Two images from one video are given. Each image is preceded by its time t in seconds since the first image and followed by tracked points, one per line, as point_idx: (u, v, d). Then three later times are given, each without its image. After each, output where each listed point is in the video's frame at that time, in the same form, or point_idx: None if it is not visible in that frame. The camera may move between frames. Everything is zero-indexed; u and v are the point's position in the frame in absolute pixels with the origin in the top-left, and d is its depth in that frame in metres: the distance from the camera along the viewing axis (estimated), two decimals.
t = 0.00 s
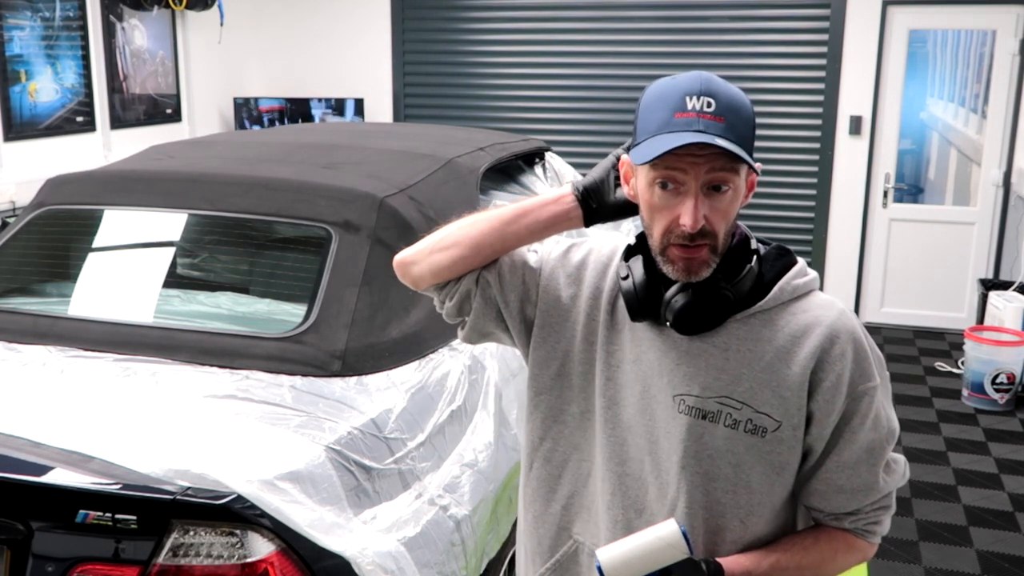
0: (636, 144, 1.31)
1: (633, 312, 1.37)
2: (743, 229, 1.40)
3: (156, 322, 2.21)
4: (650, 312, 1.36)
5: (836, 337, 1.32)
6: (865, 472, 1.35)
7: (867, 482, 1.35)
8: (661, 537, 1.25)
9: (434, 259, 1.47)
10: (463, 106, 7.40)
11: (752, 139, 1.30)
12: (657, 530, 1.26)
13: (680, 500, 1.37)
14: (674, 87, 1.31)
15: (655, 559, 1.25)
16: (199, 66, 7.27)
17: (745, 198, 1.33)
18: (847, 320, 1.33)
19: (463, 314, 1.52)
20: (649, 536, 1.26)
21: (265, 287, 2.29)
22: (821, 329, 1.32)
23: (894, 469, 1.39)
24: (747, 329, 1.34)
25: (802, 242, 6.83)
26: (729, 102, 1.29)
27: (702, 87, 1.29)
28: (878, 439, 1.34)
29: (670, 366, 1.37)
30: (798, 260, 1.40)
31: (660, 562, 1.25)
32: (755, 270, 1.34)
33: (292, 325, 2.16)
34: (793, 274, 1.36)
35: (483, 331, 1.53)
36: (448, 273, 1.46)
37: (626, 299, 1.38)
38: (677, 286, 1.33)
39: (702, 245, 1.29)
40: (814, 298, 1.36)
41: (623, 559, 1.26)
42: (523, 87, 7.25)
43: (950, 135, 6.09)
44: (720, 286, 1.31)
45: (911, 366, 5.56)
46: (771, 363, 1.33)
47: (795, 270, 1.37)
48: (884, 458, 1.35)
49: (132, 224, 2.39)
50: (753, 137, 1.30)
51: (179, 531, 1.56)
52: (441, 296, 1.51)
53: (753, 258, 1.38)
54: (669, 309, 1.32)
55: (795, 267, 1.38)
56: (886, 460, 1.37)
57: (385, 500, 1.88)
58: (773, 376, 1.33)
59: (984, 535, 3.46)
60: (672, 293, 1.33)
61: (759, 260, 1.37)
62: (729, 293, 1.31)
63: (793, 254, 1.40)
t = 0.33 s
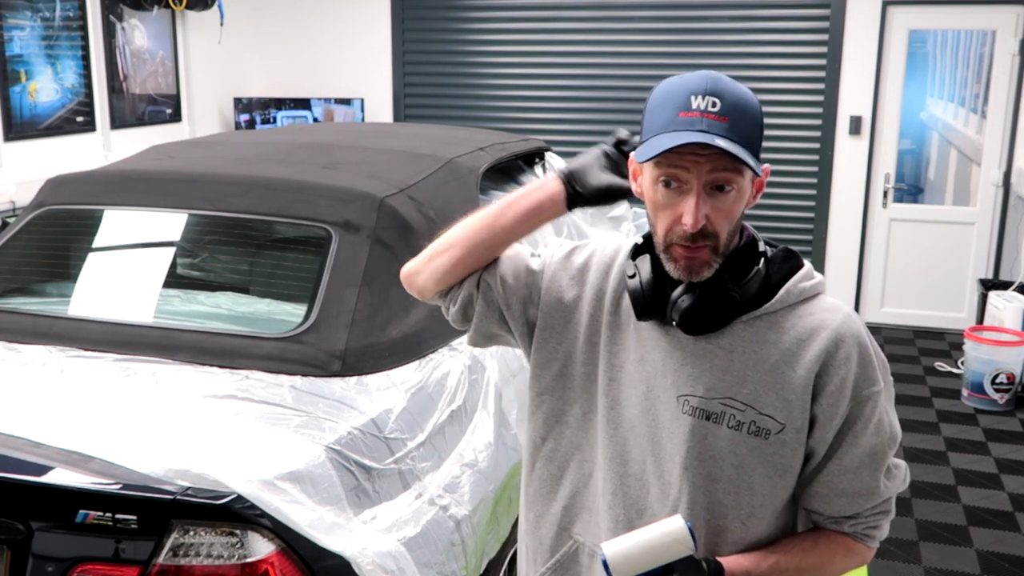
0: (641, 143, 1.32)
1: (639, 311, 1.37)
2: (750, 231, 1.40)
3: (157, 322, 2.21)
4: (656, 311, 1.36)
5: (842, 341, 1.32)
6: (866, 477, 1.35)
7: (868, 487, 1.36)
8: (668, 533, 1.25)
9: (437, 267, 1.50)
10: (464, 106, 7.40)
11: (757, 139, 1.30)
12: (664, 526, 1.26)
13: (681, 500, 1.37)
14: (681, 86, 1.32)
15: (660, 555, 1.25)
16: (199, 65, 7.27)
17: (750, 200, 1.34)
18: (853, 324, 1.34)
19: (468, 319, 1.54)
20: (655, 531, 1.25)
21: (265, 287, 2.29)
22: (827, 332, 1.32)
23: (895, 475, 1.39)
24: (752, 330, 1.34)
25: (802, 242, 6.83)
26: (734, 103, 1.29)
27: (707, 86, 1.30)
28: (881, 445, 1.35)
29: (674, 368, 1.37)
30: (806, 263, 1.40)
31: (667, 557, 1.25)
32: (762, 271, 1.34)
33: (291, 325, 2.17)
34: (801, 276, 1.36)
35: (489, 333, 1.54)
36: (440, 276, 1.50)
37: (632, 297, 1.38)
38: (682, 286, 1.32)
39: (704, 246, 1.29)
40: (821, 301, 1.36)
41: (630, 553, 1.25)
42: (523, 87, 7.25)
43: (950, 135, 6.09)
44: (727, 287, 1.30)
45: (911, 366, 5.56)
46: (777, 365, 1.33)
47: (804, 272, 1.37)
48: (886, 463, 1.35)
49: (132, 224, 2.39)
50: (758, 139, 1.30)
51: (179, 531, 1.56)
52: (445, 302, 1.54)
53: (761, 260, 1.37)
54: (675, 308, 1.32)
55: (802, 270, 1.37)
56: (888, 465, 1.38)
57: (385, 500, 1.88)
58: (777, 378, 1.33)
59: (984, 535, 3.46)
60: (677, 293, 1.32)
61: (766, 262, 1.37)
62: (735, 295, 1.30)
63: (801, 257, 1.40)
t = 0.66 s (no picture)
0: (670, 132, 1.34)
1: (649, 311, 1.37)
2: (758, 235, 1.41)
3: (157, 322, 2.21)
4: (666, 311, 1.36)
5: (850, 345, 1.33)
6: (871, 478, 1.37)
7: (872, 488, 1.38)
8: (684, 536, 1.25)
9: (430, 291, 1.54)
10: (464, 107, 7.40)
11: (784, 139, 1.33)
12: (678, 529, 1.26)
13: (688, 503, 1.36)
14: (715, 80, 1.34)
15: (676, 559, 1.25)
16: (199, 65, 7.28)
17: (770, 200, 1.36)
18: (861, 328, 1.35)
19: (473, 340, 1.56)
20: (670, 535, 1.26)
21: (265, 286, 2.29)
22: (835, 335, 1.34)
23: (897, 476, 1.42)
24: (761, 334, 1.35)
25: (802, 242, 6.83)
26: (765, 102, 1.32)
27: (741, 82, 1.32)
28: (885, 447, 1.37)
29: (681, 371, 1.37)
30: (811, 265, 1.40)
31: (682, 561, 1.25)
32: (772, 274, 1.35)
33: (292, 325, 2.17)
34: (807, 279, 1.37)
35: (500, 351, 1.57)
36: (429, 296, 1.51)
37: (642, 298, 1.38)
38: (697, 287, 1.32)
39: (722, 240, 1.31)
40: (827, 304, 1.37)
41: (645, 557, 1.25)
42: (523, 87, 7.25)
43: (950, 135, 6.10)
44: (739, 289, 1.32)
45: (911, 366, 5.56)
46: (786, 367, 1.34)
47: (810, 275, 1.38)
48: (891, 465, 1.37)
49: (132, 224, 2.39)
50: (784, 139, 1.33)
51: (179, 531, 1.56)
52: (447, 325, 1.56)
53: (771, 263, 1.38)
54: (687, 310, 1.32)
55: (808, 272, 1.38)
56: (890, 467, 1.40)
57: (385, 500, 1.88)
58: (786, 380, 1.34)
59: (984, 535, 3.46)
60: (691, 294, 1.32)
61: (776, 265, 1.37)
62: (747, 296, 1.32)
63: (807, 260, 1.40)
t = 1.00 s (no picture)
0: (663, 125, 1.34)
1: (645, 312, 1.36)
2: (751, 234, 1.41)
3: (157, 322, 2.22)
4: (663, 312, 1.36)
5: (847, 339, 1.34)
6: (869, 470, 1.38)
7: (871, 480, 1.38)
8: (700, 542, 1.25)
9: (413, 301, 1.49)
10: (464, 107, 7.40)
11: (777, 130, 1.33)
12: (695, 535, 1.26)
13: (690, 504, 1.36)
14: (705, 73, 1.34)
15: (694, 565, 1.25)
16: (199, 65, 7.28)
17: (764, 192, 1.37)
18: (857, 322, 1.36)
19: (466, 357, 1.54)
20: (687, 541, 1.26)
21: (266, 286, 2.29)
22: (832, 330, 1.34)
23: (894, 465, 1.43)
24: (758, 332, 1.35)
25: (802, 242, 6.83)
26: (757, 91, 1.32)
27: (732, 75, 1.32)
28: (881, 438, 1.38)
29: (680, 370, 1.37)
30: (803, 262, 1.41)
31: (700, 567, 1.25)
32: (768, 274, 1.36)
33: (292, 325, 2.17)
34: (801, 276, 1.37)
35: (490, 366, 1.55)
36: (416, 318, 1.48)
37: (638, 299, 1.37)
38: (696, 288, 1.32)
39: (720, 230, 1.31)
40: (822, 300, 1.38)
41: (665, 564, 1.25)
42: (523, 87, 7.25)
43: (950, 135, 6.10)
44: (737, 288, 1.32)
45: (911, 366, 5.56)
46: (784, 365, 1.34)
47: (802, 272, 1.38)
48: (888, 455, 1.38)
49: (132, 224, 2.39)
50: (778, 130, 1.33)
51: (179, 531, 1.57)
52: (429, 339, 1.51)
53: (766, 262, 1.38)
54: (687, 311, 1.31)
55: (801, 268, 1.39)
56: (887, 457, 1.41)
57: (385, 500, 1.88)
58: (785, 378, 1.34)
59: (984, 535, 3.46)
60: (690, 294, 1.32)
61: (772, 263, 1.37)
62: (745, 294, 1.32)
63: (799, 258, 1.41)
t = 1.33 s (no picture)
0: (660, 120, 1.35)
1: (646, 311, 1.36)
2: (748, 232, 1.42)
3: (157, 322, 2.22)
4: (663, 310, 1.36)
5: (845, 335, 1.34)
6: (867, 465, 1.38)
7: (869, 475, 1.38)
8: (709, 539, 1.25)
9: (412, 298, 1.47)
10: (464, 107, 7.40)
11: (773, 124, 1.35)
12: (704, 532, 1.25)
13: (691, 502, 1.36)
14: (700, 71, 1.35)
15: (703, 562, 1.24)
16: (199, 65, 7.28)
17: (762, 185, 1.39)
18: (853, 318, 1.36)
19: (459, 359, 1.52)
20: (695, 538, 1.25)
21: (265, 287, 2.28)
22: (830, 327, 1.35)
23: (890, 460, 1.43)
24: (757, 329, 1.35)
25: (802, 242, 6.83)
26: (752, 86, 1.34)
27: (729, 71, 1.34)
28: (878, 433, 1.38)
29: (679, 367, 1.37)
30: (798, 261, 1.41)
31: (708, 564, 1.24)
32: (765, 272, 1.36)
33: (291, 325, 2.17)
34: (797, 273, 1.38)
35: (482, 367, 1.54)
36: (408, 318, 1.47)
37: (638, 297, 1.37)
38: (697, 284, 1.32)
39: (721, 223, 1.33)
40: (819, 297, 1.38)
41: (674, 561, 1.23)
42: (523, 87, 7.25)
43: (950, 135, 6.10)
44: (737, 284, 1.32)
45: (911, 366, 5.56)
46: (783, 362, 1.34)
47: (798, 271, 1.38)
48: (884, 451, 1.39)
49: (132, 224, 2.39)
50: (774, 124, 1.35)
51: (179, 531, 1.56)
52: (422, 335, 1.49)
53: (764, 261, 1.38)
54: (688, 308, 1.31)
55: (797, 267, 1.39)
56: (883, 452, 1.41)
57: (385, 500, 1.88)
58: (784, 374, 1.34)
59: (984, 535, 3.46)
60: (691, 291, 1.32)
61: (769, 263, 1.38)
62: (745, 289, 1.32)
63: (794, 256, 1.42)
